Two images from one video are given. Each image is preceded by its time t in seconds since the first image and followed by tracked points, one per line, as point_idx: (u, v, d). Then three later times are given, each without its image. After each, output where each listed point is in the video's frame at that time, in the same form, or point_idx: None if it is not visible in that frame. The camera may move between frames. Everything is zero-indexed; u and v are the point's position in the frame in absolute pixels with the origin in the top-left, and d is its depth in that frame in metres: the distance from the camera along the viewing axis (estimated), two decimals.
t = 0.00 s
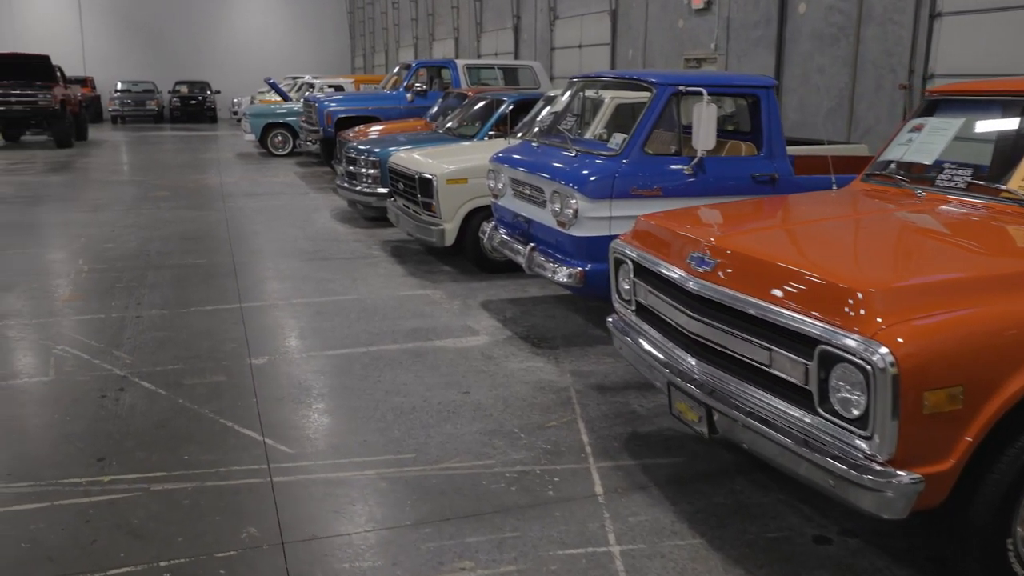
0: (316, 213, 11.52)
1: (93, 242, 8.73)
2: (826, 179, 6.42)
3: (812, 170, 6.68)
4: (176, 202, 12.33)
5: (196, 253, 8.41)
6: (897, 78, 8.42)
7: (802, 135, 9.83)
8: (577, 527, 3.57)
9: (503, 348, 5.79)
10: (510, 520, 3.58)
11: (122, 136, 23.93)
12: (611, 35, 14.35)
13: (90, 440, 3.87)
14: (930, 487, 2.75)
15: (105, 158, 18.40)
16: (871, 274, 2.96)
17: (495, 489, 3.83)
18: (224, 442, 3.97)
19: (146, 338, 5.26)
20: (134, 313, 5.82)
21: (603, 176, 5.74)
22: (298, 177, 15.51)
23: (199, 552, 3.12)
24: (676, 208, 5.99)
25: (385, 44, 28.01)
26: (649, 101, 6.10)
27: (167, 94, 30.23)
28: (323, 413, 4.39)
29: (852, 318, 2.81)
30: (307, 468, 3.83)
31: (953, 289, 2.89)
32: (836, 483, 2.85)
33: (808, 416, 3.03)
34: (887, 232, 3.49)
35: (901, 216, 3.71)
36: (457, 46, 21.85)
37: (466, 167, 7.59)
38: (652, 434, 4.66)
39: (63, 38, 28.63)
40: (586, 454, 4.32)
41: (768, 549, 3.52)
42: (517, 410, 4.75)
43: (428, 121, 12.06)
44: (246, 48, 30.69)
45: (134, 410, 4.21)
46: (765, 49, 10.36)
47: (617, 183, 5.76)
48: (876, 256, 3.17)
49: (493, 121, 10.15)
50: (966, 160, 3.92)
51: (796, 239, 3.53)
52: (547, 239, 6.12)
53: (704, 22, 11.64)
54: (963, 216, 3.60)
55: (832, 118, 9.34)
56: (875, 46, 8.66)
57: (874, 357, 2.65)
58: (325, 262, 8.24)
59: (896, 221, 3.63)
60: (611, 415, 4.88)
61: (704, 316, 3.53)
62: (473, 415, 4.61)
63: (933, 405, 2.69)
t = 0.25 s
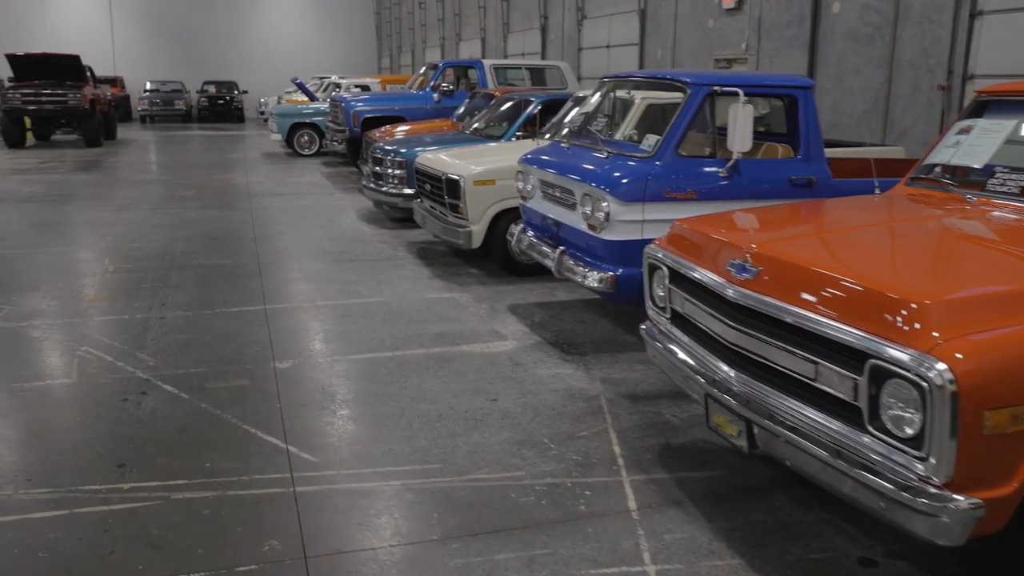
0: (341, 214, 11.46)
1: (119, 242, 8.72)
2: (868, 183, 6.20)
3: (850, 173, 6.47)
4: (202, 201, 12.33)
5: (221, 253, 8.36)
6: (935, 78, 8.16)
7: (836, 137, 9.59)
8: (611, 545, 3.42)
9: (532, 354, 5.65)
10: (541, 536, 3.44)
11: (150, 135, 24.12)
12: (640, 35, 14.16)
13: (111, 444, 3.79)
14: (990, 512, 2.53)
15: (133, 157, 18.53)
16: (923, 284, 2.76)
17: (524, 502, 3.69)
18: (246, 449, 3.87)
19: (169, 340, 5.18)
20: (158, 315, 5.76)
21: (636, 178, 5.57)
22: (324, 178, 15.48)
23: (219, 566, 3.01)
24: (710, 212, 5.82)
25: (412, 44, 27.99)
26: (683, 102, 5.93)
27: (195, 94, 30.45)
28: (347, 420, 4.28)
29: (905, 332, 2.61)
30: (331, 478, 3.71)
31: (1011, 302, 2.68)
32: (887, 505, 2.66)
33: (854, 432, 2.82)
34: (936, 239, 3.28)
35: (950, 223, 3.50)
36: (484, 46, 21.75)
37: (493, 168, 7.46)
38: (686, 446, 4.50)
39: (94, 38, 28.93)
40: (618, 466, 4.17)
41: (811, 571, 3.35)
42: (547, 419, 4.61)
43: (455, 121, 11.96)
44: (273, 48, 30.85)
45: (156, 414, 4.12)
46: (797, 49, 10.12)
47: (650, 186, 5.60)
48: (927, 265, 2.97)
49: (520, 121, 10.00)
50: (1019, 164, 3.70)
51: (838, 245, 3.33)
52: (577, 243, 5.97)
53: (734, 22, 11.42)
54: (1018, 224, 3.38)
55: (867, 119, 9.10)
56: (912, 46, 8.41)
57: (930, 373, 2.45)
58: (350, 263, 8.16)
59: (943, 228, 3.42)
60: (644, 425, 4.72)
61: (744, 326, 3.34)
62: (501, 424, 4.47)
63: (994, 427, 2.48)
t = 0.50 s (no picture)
0: (369, 216, 11.38)
1: (148, 243, 8.69)
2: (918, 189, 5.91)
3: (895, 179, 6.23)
4: (230, 202, 12.32)
5: (249, 256, 8.30)
6: (979, 80, 7.87)
7: (874, 140, 9.32)
8: (654, 571, 3.25)
9: (565, 364, 5.50)
10: (580, 560, 3.28)
11: (179, 135, 24.30)
12: (671, 36, 13.94)
13: (137, 455, 3.67)
14: None
15: (163, 157, 18.63)
16: (995, 300, 2.48)
17: (562, 523, 3.53)
18: (275, 462, 3.74)
19: (197, 346, 5.10)
20: (186, 319, 5.68)
21: (674, 184, 5.40)
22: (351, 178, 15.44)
23: None
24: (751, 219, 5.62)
25: (439, 45, 27.94)
26: (724, 106, 5.74)
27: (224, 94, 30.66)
28: (377, 432, 4.16)
29: (972, 352, 2.34)
30: (361, 494, 3.57)
31: None
32: (954, 539, 2.41)
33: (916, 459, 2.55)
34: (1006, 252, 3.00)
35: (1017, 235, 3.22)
36: (512, 47, 21.62)
37: (525, 171, 7.33)
38: (728, 464, 4.32)
39: (125, 39, 29.19)
40: (658, 485, 4.00)
41: None
42: (583, 434, 4.46)
43: (484, 123, 11.83)
44: (301, 49, 30.98)
45: (184, 423, 4.01)
46: (834, 50, 9.86)
47: (689, 192, 5.42)
48: (998, 279, 2.69)
49: (552, 123, 9.83)
50: None
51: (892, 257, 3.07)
52: (613, 250, 5.82)
53: (769, 23, 11.17)
54: None
55: (906, 122, 8.83)
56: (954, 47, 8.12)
57: (1002, 400, 2.17)
58: (379, 267, 8.06)
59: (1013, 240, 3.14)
60: (683, 441, 4.55)
61: (794, 341, 3.10)
62: (536, 438, 4.33)
63: None
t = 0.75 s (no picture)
0: (397, 217, 11.30)
1: (175, 244, 8.66)
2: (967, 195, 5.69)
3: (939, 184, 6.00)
4: (257, 203, 12.30)
5: (277, 258, 8.24)
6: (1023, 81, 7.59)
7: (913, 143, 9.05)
8: None
9: (599, 373, 5.35)
10: None
11: (207, 135, 24.43)
12: (701, 36, 13.72)
13: (163, 463, 3.57)
14: None
15: (191, 157, 18.72)
16: None
17: (599, 542, 3.38)
18: (303, 472, 3.63)
19: (223, 350, 5.02)
20: (213, 322, 5.61)
21: (713, 189, 5.22)
22: (378, 180, 15.39)
23: None
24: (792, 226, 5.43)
25: (466, 45, 27.88)
26: (765, 108, 5.55)
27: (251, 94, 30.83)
28: (407, 442, 4.04)
29: None
30: (391, 508, 3.44)
31: None
32: None
33: (983, 484, 2.36)
34: None
35: None
36: (539, 47, 21.47)
37: (557, 174, 7.23)
38: (771, 480, 4.14)
39: (155, 39, 29.43)
40: (698, 502, 3.83)
41: None
42: (619, 447, 4.30)
43: (512, 124, 11.70)
44: (328, 49, 31.10)
45: (210, 431, 3.91)
46: (870, 51, 9.60)
47: (728, 197, 5.25)
48: None
49: (582, 124, 9.68)
50: None
51: (948, 267, 2.88)
52: (648, 256, 5.66)
53: (802, 23, 10.91)
54: None
55: (946, 124, 8.56)
56: (997, 47, 7.84)
57: None
58: (407, 270, 7.96)
59: None
60: (723, 455, 4.37)
61: (845, 355, 2.90)
62: (570, 450, 4.18)
63: None
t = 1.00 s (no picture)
0: (425, 219, 11.22)
1: (204, 246, 8.64)
2: (1019, 199, 5.43)
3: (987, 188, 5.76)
4: (285, 204, 12.29)
5: (304, 260, 8.19)
6: None
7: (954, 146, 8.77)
8: None
9: (632, 382, 5.19)
10: None
11: (236, 137, 24.60)
12: (733, 37, 13.48)
13: (186, 472, 3.47)
14: None
15: (221, 158, 18.83)
16: None
17: (635, 561, 3.23)
18: (328, 483, 3.52)
19: (249, 354, 4.94)
20: (239, 325, 5.54)
21: (752, 193, 5.05)
22: (406, 181, 15.34)
23: None
24: (833, 231, 5.22)
25: (494, 47, 27.80)
26: (806, 109, 5.34)
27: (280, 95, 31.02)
28: (435, 452, 3.92)
29: None
30: (417, 522, 3.32)
31: None
32: None
33: None
34: None
35: None
36: (568, 49, 21.32)
37: (588, 176, 7.10)
38: (813, 496, 3.95)
39: (185, 41, 29.70)
40: (738, 520, 3.66)
41: None
42: (654, 459, 4.15)
43: (541, 126, 11.57)
44: (356, 51, 31.20)
45: (234, 438, 3.81)
46: (908, 51, 9.32)
47: (767, 202, 5.07)
48: None
49: (613, 126, 9.51)
50: None
51: (1008, 276, 2.69)
52: (684, 261, 5.50)
53: (837, 23, 10.65)
54: None
55: (987, 126, 8.28)
56: None
57: None
58: (435, 273, 7.86)
59: None
60: (762, 469, 4.19)
61: (899, 370, 2.71)
62: (603, 463, 4.04)
63: None
